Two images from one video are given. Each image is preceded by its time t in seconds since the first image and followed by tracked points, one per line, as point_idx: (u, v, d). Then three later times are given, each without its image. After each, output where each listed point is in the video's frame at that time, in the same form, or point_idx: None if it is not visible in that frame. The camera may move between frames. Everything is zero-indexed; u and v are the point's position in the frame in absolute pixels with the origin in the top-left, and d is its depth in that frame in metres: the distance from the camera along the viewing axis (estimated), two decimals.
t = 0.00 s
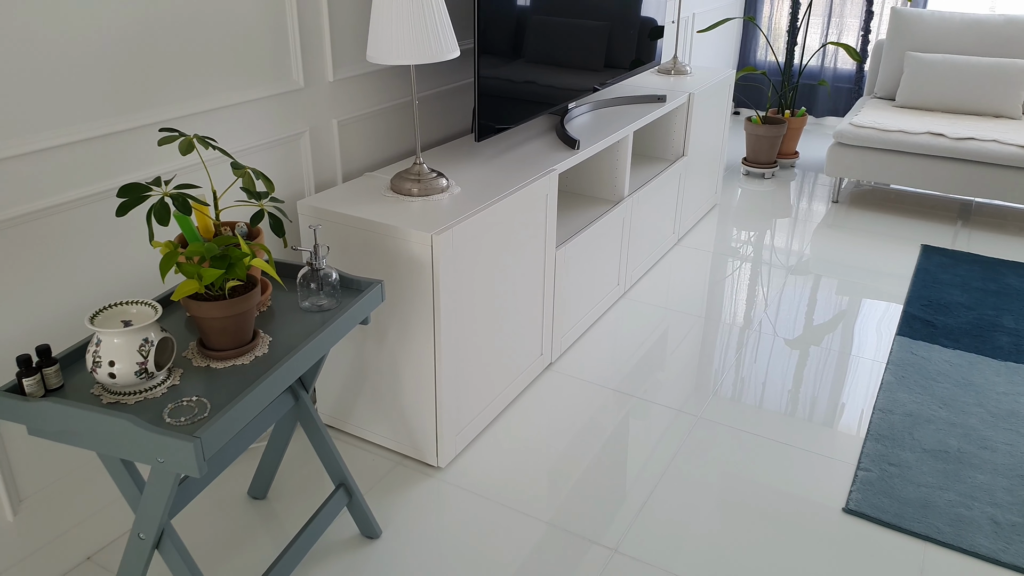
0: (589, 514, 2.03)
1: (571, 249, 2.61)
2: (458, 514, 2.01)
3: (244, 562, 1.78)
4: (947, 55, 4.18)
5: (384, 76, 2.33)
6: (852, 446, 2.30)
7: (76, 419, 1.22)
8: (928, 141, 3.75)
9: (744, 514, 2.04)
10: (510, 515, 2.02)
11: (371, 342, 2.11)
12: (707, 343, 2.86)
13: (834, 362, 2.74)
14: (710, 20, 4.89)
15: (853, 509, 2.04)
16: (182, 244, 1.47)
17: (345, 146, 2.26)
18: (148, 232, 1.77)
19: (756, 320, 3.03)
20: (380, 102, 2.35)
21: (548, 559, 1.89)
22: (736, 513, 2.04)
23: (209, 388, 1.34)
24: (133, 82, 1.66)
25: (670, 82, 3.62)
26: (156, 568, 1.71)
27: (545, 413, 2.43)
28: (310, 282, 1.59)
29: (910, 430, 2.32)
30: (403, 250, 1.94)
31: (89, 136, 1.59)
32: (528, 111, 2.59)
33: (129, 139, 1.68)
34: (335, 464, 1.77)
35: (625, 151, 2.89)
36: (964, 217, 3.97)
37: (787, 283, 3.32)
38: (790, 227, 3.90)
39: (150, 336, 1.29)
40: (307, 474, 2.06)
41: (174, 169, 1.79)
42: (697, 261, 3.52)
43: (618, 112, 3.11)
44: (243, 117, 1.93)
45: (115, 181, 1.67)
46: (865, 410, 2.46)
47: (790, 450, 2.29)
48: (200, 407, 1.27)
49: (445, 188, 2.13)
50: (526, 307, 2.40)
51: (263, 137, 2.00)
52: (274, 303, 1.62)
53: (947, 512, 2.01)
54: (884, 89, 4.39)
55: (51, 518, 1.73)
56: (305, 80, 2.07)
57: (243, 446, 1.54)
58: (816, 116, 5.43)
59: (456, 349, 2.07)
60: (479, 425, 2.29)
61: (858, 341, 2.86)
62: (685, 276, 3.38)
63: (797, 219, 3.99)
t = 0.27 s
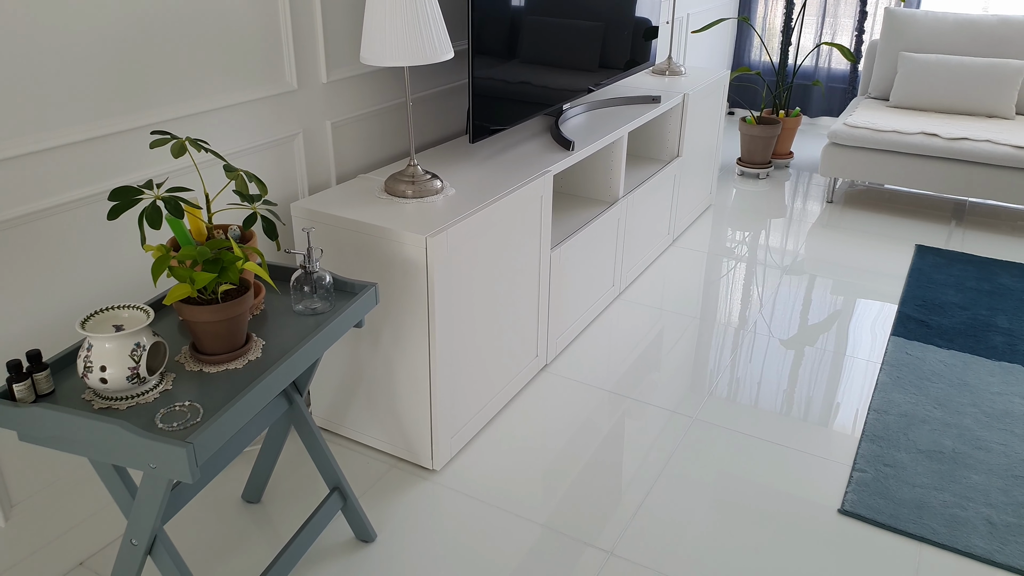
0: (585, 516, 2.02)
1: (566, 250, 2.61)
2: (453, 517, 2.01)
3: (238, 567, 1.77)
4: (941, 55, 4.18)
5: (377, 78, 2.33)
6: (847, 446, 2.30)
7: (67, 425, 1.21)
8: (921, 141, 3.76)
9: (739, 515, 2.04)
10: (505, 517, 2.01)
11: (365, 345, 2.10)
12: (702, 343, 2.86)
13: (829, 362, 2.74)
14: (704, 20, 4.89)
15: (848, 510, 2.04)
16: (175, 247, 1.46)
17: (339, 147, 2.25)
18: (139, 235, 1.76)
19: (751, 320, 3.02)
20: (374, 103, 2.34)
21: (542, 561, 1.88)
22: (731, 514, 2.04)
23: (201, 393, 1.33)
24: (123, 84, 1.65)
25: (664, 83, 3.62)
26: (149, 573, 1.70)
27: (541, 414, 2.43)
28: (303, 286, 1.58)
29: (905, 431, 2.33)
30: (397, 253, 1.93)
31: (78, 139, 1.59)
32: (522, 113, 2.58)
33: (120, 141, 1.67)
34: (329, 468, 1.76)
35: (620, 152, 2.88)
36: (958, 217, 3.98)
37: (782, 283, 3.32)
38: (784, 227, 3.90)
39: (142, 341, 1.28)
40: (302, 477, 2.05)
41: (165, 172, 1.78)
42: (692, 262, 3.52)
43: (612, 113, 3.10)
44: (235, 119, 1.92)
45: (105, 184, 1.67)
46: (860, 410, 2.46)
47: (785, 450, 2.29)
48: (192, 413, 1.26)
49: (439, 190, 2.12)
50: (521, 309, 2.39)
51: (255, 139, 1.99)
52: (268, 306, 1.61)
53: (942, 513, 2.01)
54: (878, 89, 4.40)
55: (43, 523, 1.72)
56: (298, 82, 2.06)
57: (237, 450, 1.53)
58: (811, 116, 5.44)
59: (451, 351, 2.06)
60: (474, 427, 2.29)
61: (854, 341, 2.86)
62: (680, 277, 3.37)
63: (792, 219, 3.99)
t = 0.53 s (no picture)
0: (583, 518, 2.02)
1: (563, 251, 2.60)
2: (451, 519, 2.00)
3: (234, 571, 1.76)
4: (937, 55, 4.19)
5: (373, 78, 2.32)
6: (845, 447, 2.30)
7: (61, 430, 1.20)
8: (918, 141, 3.76)
9: (737, 516, 2.03)
10: (502, 520, 2.00)
11: (362, 347, 2.09)
12: (699, 344, 2.85)
13: (826, 362, 2.73)
14: (700, 20, 4.89)
15: (847, 512, 2.04)
16: (170, 250, 1.45)
17: (335, 148, 2.24)
18: (134, 238, 1.75)
19: (748, 321, 3.02)
20: (370, 104, 2.33)
21: (540, 564, 1.87)
22: (729, 516, 2.04)
23: (197, 397, 1.32)
24: (117, 85, 1.64)
25: (661, 83, 3.62)
26: None
27: (538, 416, 2.42)
28: (299, 288, 1.56)
29: (903, 432, 2.32)
30: (394, 254, 1.92)
31: (73, 140, 1.58)
32: (519, 113, 2.57)
33: (114, 143, 1.66)
34: (326, 471, 1.75)
35: (617, 153, 2.88)
36: (954, 217, 3.98)
37: (779, 283, 3.31)
38: (781, 227, 3.90)
39: (137, 344, 1.27)
40: (298, 480, 2.04)
41: (160, 174, 1.77)
42: (689, 262, 3.51)
43: (609, 114, 3.10)
44: (231, 120, 1.91)
45: (100, 186, 1.66)
46: (857, 411, 2.46)
47: (783, 452, 2.28)
48: (188, 417, 1.25)
49: (436, 191, 2.11)
50: (518, 310, 2.38)
51: (251, 140, 1.98)
52: (264, 309, 1.60)
53: (941, 515, 2.01)
54: (874, 89, 4.40)
55: (36, 528, 1.71)
56: (294, 83, 2.05)
57: (232, 454, 1.52)
58: (807, 116, 5.44)
59: (448, 353, 2.06)
60: (471, 429, 2.28)
61: (851, 342, 2.85)
62: (677, 277, 3.37)
63: (789, 220, 3.98)
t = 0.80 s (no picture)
0: (582, 518, 2.00)
1: (561, 251, 2.59)
2: (450, 520, 1.98)
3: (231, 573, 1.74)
4: (935, 54, 4.18)
5: (371, 77, 2.30)
6: (846, 447, 2.28)
7: (55, 432, 1.19)
8: (917, 139, 3.75)
9: (737, 516, 2.02)
10: (502, 521, 1.99)
11: (360, 347, 2.07)
12: (699, 343, 2.84)
13: (825, 361, 2.72)
14: (698, 19, 4.88)
15: (849, 512, 2.02)
16: (166, 249, 1.43)
17: (332, 147, 2.22)
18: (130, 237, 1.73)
19: (747, 320, 3.01)
20: (368, 102, 2.31)
21: (540, 565, 1.86)
22: (730, 515, 2.02)
23: (194, 397, 1.30)
24: (112, 82, 1.62)
25: (659, 82, 3.60)
26: None
27: (537, 416, 2.41)
28: (297, 287, 1.55)
29: (904, 431, 2.31)
30: (393, 253, 1.91)
31: (69, 138, 1.56)
32: (518, 112, 2.56)
33: (110, 141, 1.65)
34: (324, 472, 1.73)
35: (616, 151, 2.86)
36: (953, 215, 3.97)
37: (778, 283, 3.30)
38: (780, 226, 3.89)
39: (132, 344, 1.25)
40: (296, 481, 2.02)
41: (157, 172, 1.75)
42: (688, 261, 3.50)
43: (608, 112, 3.08)
44: (227, 118, 1.89)
45: (95, 185, 1.64)
46: (857, 410, 2.44)
47: (783, 451, 2.27)
48: (184, 418, 1.24)
49: (434, 189, 2.10)
50: (517, 310, 2.37)
51: (248, 138, 1.96)
52: (261, 309, 1.58)
53: (943, 515, 2.00)
54: (873, 88, 4.39)
55: (31, 529, 1.69)
56: (291, 80, 2.03)
57: (230, 455, 1.50)
58: (805, 115, 5.43)
59: (447, 353, 2.04)
60: (470, 429, 2.26)
61: (851, 341, 2.84)
62: (676, 277, 3.35)
63: (787, 218, 3.97)
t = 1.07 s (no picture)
0: (582, 519, 1.99)
1: (561, 250, 2.58)
2: (449, 522, 1.98)
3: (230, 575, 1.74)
4: (935, 53, 4.17)
5: (370, 76, 2.29)
6: (846, 447, 2.28)
7: (53, 433, 1.18)
8: (916, 139, 3.75)
9: (737, 516, 2.02)
10: (501, 522, 1.98)
11: (359, 347, 2.06)
12: (698, 344, 2.83)
13: (825, 361, 2.72)
14: (697, 19, 4.88)
15: (849, 513, 2.02)
16: (164, 249, 1.42)
17: (331, 147, 2.22)
18: (128, 237, 1.72)
19: (746, 320, 3.00)
20: (367, 102, 2.31)
21: (540, 567, 1.85)
22: (730, 516, 2.02)
23: (192, 398, 1.29)
24: (109, 82, 1.61)
25: (658, 82, 3.60)
26: None
27: (536, 417, 2.40)
28: (296, 287, 1.54)
29: (905, 432, 2.31)
30: (392, 253, 1.90)
31: (66, 138, 1.55)
32: (517, 111, 2.55)
33: (108, 140, 1.64)
34: (323, 473, 1.73)
35: (615, 151, 2.86)
36: (952, 215, 3.97)
37: (777, 282, 3.30)
38: (779, 226, 3.88)
39: (130, 345, 1.24)
40: (295, 482, 2.02)
41: (155, 172, 1.75)
42: (687, 261, 3.49)
43: (607, 112, 3.08)
44: (225, 118, 1.88)
45: (93, 184, 1.63)
46: (857, 411, 2.44)
47: (783, 451, 2.26)
48: (182, 419, 1.23)
49: (434, 189, 2.09)
50: (516, 309, 2.36)
51: (246, 138, 1.95)
52: (259, 309, 1.57)
53: (944, 516, 1.99)
54: (872, 87, 4.39)
55: (28, 531, 1.69)
56: (289, 80, 2.03)
57: (227, 456, 1.49)
58: (804, 114, 5.42)
59: (446, 353, 2.03)
60: (469, 430, 2.25)
61: (851, 341, 2.84)
62: (675, 277, 3.35)
63: (787, 218, 3.97)
